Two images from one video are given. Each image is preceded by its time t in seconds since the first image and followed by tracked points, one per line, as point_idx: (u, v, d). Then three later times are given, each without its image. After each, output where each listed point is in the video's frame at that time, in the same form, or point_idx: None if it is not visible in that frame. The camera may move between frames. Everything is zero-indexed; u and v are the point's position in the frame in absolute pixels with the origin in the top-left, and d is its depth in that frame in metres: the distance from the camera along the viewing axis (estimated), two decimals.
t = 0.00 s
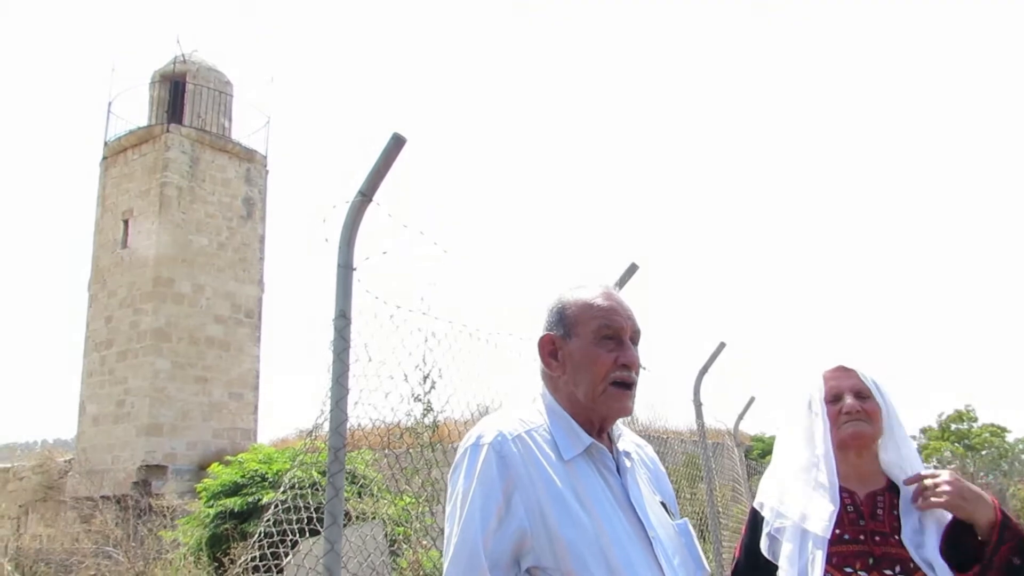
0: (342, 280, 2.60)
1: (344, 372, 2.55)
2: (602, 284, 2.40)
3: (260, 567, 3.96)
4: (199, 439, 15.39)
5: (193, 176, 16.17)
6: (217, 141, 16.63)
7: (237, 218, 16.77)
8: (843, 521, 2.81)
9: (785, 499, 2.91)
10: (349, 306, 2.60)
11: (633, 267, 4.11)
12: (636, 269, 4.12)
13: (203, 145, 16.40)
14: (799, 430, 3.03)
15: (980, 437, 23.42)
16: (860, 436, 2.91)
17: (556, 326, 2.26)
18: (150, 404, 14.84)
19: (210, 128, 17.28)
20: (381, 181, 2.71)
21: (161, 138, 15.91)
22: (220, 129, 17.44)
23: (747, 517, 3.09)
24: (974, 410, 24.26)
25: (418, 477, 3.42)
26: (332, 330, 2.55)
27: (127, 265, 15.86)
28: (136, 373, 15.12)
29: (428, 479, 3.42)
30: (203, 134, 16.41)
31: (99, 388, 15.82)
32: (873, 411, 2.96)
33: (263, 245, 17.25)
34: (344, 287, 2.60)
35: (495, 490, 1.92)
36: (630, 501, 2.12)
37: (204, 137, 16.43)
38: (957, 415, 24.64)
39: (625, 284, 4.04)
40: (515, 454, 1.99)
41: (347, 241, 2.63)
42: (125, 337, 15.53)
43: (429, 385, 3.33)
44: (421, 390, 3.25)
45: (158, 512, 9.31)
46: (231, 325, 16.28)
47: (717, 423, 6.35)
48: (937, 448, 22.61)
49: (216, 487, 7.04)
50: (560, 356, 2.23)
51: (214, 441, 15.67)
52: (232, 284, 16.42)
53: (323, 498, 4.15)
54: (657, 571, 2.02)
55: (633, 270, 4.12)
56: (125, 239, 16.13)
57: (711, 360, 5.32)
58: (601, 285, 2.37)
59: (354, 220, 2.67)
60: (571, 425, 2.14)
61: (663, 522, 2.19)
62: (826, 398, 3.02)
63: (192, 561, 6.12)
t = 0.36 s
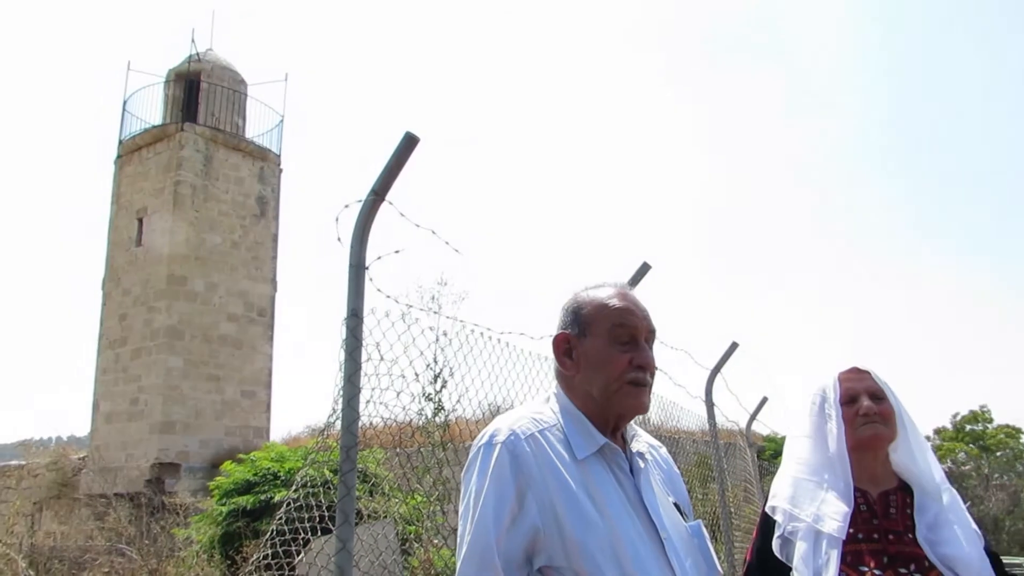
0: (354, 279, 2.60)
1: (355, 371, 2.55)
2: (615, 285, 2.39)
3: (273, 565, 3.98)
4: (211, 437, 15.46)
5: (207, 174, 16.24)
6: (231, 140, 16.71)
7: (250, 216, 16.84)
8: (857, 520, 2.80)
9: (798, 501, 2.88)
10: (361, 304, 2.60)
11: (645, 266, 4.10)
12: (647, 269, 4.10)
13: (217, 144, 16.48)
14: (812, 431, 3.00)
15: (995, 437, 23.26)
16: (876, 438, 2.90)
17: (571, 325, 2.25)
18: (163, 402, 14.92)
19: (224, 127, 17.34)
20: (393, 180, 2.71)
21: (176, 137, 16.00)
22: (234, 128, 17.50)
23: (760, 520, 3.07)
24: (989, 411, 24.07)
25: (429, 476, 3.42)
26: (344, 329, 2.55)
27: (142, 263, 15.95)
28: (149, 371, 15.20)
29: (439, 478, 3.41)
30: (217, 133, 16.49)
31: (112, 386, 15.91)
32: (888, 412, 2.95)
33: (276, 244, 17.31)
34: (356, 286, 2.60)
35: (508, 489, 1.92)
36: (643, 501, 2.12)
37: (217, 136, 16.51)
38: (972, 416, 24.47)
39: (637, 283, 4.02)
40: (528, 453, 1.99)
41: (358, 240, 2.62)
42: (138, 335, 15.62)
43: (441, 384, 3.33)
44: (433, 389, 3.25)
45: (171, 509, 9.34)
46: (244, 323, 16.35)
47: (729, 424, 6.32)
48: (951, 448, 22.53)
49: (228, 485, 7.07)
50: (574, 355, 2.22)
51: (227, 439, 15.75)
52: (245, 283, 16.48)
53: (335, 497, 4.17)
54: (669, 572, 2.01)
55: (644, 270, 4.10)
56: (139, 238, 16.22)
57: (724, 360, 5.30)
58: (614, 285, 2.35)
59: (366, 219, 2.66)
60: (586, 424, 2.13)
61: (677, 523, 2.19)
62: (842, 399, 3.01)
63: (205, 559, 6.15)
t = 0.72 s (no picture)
0: (361, 282, 2.60)
1: (361, 373, 2.55)
2: (623, 288, 2.39)
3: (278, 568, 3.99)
4: (218, 438, 15.50)
5: (216, 176, 16.30)
6: (240, 141, 16.77)
7: (259, 218, 16.88)
8: (863, 524, 2.79)
9: (804, 505, 2.86)
10: (368, 307, 2.60)
11: (651, 270, 4.09)
12: (654, 272, 4.10)
13: (225, 145, 16.53)
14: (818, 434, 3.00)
15: (1004, 442, 23.15)
16: (884, 442, 2.89)
17: (580, 328, 2.25)
18: (171, 403, 14.97)
19: (232, 129, 17.39)
20: (400, 183, 2.71)
21: (184, 138, 16.07)
22: (242, 129, 17.55)
23: (766, 523, 3.05)
24: (999, 415, 23.94)
25: (435, 478, 3.42)
26: (351, 331, 2.56)
27: (150, 264, 16.01)
28: (157, 372, 15.25)
29: (445, 480, 3.42)
30: (225, 134, 16.55)
31: (120, 387, 15.97)
32: (896, 416, 2.95)
33: (284, 245, 17.35)
34: (362, 288, 2.60)
35: (515, 492, 1.92)
36: (650, 505, 2.11)
37: (226, 137, 16.56)
38: (981, 420, 24.33)
39: (643, 286, 4.02)
40: (536, 456, 1.98)
41: (366, 243, 2.63)
42: (147, 336, 15.68)
43: (447, 387, 3.33)
44: (438, 391, 3.25)
45: (178, 511, 9.36)
46: (252, 325, 16.39)
47: (737, 427, 6.31)
48: (959, 453, 22.44)
49: (235, 487, 7.09)
50: (583, 358, 2.22)
51: (234, 441, 15.79)
52: (252, 284, 16.52)
53: (340, 499, 4.18)
54: None
55: (651, 274, 4.09)
56: (148, 239, 16.28)
57: (730, 363, 5.29)
58: (623, 288, 2.35)
59: (373, 222, 2.67)
60: (593, 426, 2.13)
61: (684, 528, 2.18)
62: (850, 402, 2.99)
63: (211, 560, 6.16)
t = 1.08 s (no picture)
0: (364, 283, 2.61)
1: (365, 374, 2.56)
2: (629, 289, 2.39)
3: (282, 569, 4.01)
4: (223, 439, 15.53)
5: (221, 177, 16.33)
6: (244, 143, 16.81)
7: (263, 219, 16.92)
8: (869, 528, 2.78)
9: (809, 508, 2.86)
10: (372, 308, 2.61)
11: (655, 272, 4.09)
12: (659, 273, 4.10)
13: (230, 147, 16.57)
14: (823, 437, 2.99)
15: (1009, 445, 23.09)
16: (888, 446, 2.89)
17: (586, 329, 2.25)
18: (175, 403, 14.99)
19: (238, 130, 17.43)
20: (404, 184, 2.72)
21: (190, 140, 16.11)
22: (247, 131, 17.59)
23: (771, 525, 3.05)
24: (1003, 418, 23.88)
25: (439, 479, 3.43)
26: (354, 332, 2.56)
27: (155, 264, 16.05)
28: (162, 373, 15.28)
29: (448, 482, 3.42)
30: (230, 136, 16.59)
31: (125, 388, 16.00)
32: (901, 419, 2.94)
33: (288, 247, 17.39)
34: (366, 289, 2.61)
35: (521, 491, 1.92)
36: (656, 507, 2.11)
37: (231, 139, 16.61)
38: (986, 423, 24.26)
39: (647, 288, 4.02)
40: (542, 456, 1.99)
41: (369, 244, 2.64)
42: (151, 337, 15.71)
43: (450, 388, 3.34)
44: (442, 392, 3.26)
45: (183, 512, 9.37)
46: (256, 326, 16.41)
47: (740, 429, 6.30)
48: (964, 455, 22.40)
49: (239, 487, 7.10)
50: (588, 360, 2.22)
51: (238, 441, 15.82)
52: (257, 285, 16.55)
53: (344, 500, 4.19)
54: None
55: (656, 275, 4.10)
56: (153, 240, 16.32)
57: (734, 366, 5.29)
58: (629, 289, 2.35)
59: (376, 223, 2.68)
60: (598, 428, 2.13)
61: (689, 530, 2.18)
62: (855, 405, 2.99)
63: (215, 561, 6.17)
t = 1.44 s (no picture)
0: (362, 279, 2.59)
1: (363, 372, 2.54)
2: (626, 287, 2.37)
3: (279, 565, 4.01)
4: (221, 437, 15.52)
5: (220, 174, 16.31)
6: (243, 139, 16.79)
7: (262, 216, 16.89)
8: (869, 528, 2.77)
9: (808, 507, 2.85)
10: (370, 305, 2.60)
11: (654, 270, 4.08)
12: (658, 271, 4.09)
13: (229, 143, 16.55)
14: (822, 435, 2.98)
15: (1008, 445, 23.11)
16: (887, 445, 2.87)
17: (582, 327, 2.24)
18: (173, 401, 14.96)
19: (237, 126, 17.40)
20: (403, 180, 2.71)
21: (189, 136, 16.08)
22: (247, 127, 17.57)
23: (771, 522, 3.04)
24: (1002, 418, 23.88)
25: (436, 477, 3.43)
26: (352, 329, 2.55)
27: (154, 261, 16.02)
28: (160, 370, 15.26)
29: (446, 479, 3.42)
30: (229, 132, 16.56)
31: (123, 384, 15.98)
32: (901, 418, 2.92)
33: (287, 244, 17.37)
34: (364, 286, 2.59)
35: (516, 489, 1.90)
36: (652, 505, 2.10)
37: (230, 135, 16.58)
38: (986, 423, 24.24)
39: (646, 286, 4.02)
40: (538, 454, 1.97)
41: (367, 241, 2.62)
42: (149, 334, 15.70)
43: (448, 386, 3.33)
44: (439, 390, 3.25)
45: (180, 509, 9.36)
46: (254, 323, 16.40)
47: (739, 427, 6.29)
48: (963, 455, 22.41)
49: (237, 484, 7.09)
50: (584, 358, 2.21)
51: (236, 439, 15.81)
52: (256, 282, 16.54)
53: (340, 497, 4.19)
54: None
55: (655, 274, 4.09)
56: (151, 236, 16.29)
57: (733, 365, 5.28)
58: (626, 287, 2.33)
59: (374, 219, 2.66)
60: (594, 426, 2.12)
61: (685, 528, 2.17)
62: (854, 403, 2.97)
63: (212, 558, 6.16)
